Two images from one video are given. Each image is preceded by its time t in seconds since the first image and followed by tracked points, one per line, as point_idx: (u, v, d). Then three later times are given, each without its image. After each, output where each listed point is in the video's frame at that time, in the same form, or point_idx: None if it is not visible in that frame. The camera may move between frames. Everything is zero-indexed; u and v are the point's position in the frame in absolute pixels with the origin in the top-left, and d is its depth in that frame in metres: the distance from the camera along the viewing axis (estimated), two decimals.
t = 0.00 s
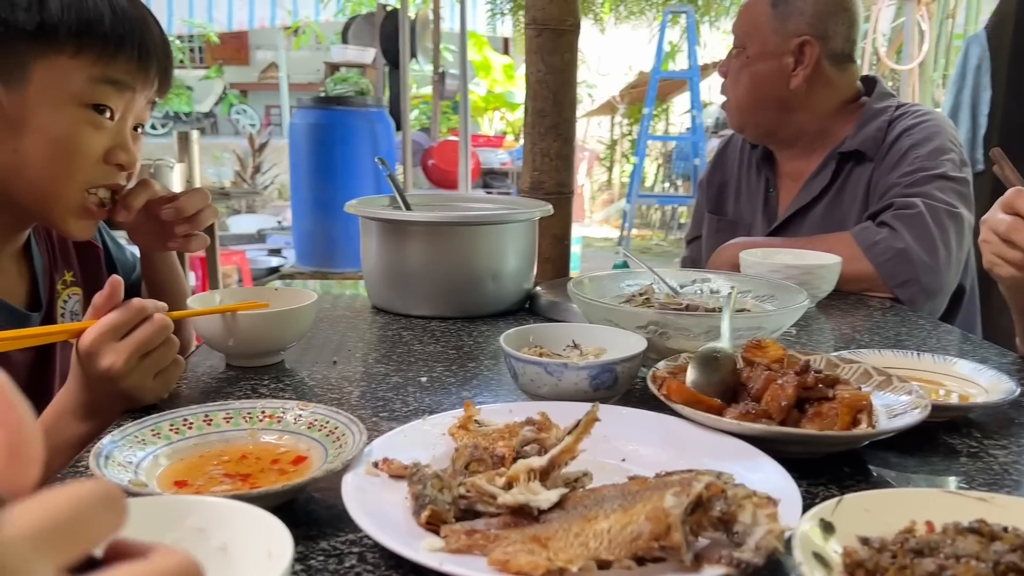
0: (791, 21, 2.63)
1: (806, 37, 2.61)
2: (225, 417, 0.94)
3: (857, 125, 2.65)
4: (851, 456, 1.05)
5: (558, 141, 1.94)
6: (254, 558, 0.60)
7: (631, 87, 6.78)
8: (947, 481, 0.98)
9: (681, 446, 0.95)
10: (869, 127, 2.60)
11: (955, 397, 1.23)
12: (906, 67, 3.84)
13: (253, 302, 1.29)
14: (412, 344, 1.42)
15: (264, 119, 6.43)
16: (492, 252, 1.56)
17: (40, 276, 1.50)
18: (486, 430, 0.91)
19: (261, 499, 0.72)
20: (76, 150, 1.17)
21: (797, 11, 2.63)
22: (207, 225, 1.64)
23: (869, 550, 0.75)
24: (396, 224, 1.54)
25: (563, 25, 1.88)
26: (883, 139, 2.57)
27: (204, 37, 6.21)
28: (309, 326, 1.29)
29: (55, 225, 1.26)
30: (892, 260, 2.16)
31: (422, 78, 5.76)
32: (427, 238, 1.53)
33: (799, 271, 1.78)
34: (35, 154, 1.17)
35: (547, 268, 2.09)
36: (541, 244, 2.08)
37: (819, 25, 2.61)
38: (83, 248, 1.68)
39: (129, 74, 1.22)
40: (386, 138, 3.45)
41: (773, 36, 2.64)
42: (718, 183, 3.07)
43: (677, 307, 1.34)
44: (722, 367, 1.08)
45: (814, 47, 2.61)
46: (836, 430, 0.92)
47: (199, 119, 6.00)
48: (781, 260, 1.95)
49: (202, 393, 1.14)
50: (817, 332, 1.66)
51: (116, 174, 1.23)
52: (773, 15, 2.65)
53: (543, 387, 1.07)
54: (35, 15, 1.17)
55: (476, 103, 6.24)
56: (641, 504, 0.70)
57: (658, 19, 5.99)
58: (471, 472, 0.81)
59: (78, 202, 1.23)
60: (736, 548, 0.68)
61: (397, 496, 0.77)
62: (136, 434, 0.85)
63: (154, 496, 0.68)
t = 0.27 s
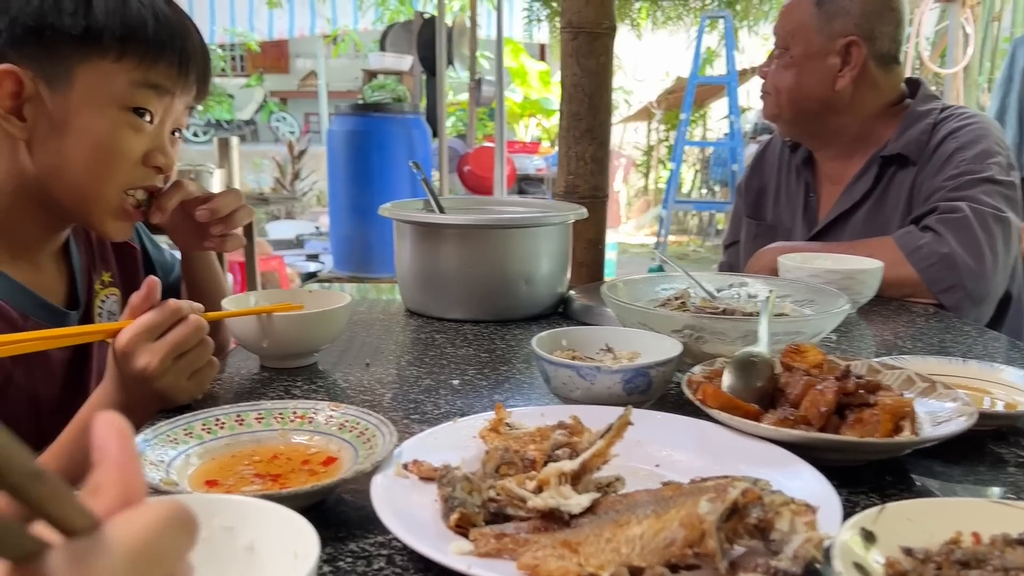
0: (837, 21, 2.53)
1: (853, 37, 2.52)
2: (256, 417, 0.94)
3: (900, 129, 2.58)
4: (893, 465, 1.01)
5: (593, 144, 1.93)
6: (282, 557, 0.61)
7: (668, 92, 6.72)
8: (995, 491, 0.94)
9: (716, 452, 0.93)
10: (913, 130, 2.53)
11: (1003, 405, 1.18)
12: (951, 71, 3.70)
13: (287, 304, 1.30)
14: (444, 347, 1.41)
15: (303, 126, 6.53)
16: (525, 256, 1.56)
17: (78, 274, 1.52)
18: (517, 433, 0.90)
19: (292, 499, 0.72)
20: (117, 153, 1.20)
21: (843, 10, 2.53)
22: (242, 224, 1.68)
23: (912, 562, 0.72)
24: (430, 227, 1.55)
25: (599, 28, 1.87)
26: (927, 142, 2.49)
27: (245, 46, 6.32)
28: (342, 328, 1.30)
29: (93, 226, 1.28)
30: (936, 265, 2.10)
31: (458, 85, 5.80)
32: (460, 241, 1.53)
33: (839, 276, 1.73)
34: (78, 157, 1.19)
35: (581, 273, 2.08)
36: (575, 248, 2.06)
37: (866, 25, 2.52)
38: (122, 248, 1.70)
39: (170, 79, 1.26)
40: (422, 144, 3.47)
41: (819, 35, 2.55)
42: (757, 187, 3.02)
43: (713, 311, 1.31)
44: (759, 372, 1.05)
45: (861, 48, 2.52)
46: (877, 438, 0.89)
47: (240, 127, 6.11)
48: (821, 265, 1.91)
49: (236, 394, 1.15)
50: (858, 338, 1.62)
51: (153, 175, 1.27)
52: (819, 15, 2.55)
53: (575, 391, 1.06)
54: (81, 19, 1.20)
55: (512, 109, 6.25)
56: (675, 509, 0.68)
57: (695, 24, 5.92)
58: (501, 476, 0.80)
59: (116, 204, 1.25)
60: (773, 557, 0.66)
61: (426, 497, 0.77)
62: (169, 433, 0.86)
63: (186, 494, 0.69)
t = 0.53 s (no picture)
0: (880, 26, 2.49)
1: (894, 43, 2.48)
2: (288, 424, 0.95)
3: (938, 138, 2.53)
4: (930, 480, 0.99)
5: (623, 152, 1.92)
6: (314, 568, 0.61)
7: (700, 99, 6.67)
8: None
9: (748, 465, 0.92)
10: (951, 139, 2.48)
11: None
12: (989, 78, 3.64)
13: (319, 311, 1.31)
14: (473, 356, 1.42)
15: (335, 133, 6.61)
16: (554, 264, 1.56)
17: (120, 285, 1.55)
18: (546, 443, 0.90)
19: (323, 507, 0.73)
20: (147, 156, 1.23)
21: (886, 15, 2.49)
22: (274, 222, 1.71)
23: None
24: (460, 235, 1.55)
25: (630, 37, 1.86)
26: (966, 153, 2.44)
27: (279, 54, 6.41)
28: (373, 335, 1.31)
29: (127, 229, 1.31)
30: (974, 276, 2.05)
31: (488, 92, 5.82)
32: (490, 249, 1.54)
33: (873, 287, 1.71)
34: (108, 161, 1.22)
35: (611, 281, 2.07)
36: (604, 256, 2.05)
37: (910, 31, 2.48)
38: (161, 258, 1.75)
39: (196, 82, 1.29)
40: (452, 152, 3.49)
41: (860, 41, 2.51)
42: (790, 196, 2.98)
43: (745, 321, 1.30)
44: (792, 385, 1.04)
45: (903, 55, 2.48)
46: (912, 453, 0.87)
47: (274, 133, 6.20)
48: (855, 275, 1.88)
49: (268, 400, 1.16)
50: (892, 350, 1.59)
51: (183, 177, 1.29)
52: (861, 20, 2.50)
53: (605, 402, 1.06)
54: (105, 27, 1.24)
55: (542, 116, 6.25)
56: (706, 524, 0.67)
57: (727, 31, 5.87)
58: (530, 487, 0.80)
59: (149, 207, 1.28)
60: None
61: (455, 507, 0.77)
62: (202, 439, 0.87)
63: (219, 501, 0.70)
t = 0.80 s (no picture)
0: (916, 26, 2.44)
1: (931, 43, 2.43)
2: (304, 425, 0.95)
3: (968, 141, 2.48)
4: (960, 491, 0.96)
5: (646, 155, 1.90)
6: (324, 568, 0.61)
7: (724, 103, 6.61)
8: None
9: (771, 473, 0.90)
10: (983, 143, 2.43)
11: None
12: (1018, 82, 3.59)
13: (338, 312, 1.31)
14: (492, 358, 1.41)
15: (358, 137, 6.64)
16: (575, 267, 1.54)
17: (143, 288, 1.56)
18: (565, 448, 0.88)
19: (337, 508, 0.72)
20: (174, 153, 1.25)
21: (923, 15, 2.43)
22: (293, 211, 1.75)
23: None
24: (481, 236, 1.54)
25: (654, 38, 1.85)
26: (998, 156, 2.38)
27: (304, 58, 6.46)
28: (392, 336, 1.30)
29: (155, 227, 1.32)
30: (1005, 283, 2.00)
31: (511, 96, 5.82)
32: (511, 251, 1.53)
33: (900, 292, 1.67)
34: (137, 159, 1.23)
35: (632, 285, 2.05)
36: (626, 259, 2.04)
37: (946, 32, 2.43)
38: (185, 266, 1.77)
39: (218, 77, 1.31)
40: (474, 155, 3.49)
41: (896, 40, 2.45)
42: (815, 200, 2.94)
43: (769, 326, 1.28)
44: (816, 391, 1.02)
45: (941, 56, 2.43)
46: (942, 462, 0.85)
47: (298, 136, 6.25)
48: (881, 280, 1.84)
49: (286, 401, 1.16)
50: (920, 357, 1.55)
51: (208, 173, 1.32)
52: (897, 19, 2.45)
53: (625, 407, 1.04)
54: (130, 26, 1.24)
55: (564, 120, 6.23)
56: (728, 533, 0.65)
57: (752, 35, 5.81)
58: (548, 492, 0.79)
59: (177, 204, 1.30)
60: None
61: (471, 511, 0.76)
62: (218, 439, 0.87)
63: (233, 502, 0.69)
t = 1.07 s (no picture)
0: (945, 27, 2.41)
1: (960, 44, 2.40)
2: (316, 422, 0.95)
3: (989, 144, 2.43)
4: (978, 497, 0.95)
5: (662, 156, 1.89)
6: (332, 564, 0.61)
7: (742, 105, 6.58)
8: None
9: (784, 476, 0.89)
10: (1005, 144, 2.38)
11: None
12: None
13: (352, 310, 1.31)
14: (504, 358, 1.40)
15: (375, 137, 6.67)
16: (589, 267, 1.54)
17: (159, 284, 1.57)
18: (576, 448, 0.88)
19: (347, 506, 0.72)
20: (204, 153, 1.27)
21: (952, 16, 2.40)
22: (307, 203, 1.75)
23: None
24: (496, 236, 1.54)
25: (671, 38, 1.84)
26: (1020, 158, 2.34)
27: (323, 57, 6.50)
28: (405, 334, 1.30)
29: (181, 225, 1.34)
30: None
31: (527, 97, 5.82)
32: (526, 251, 1.53)
33: (919, 295, 1.65)
34: (168, 159, 1.25)
35: (647, 286, 2.04)
36: (640, 260, 2.03)
37: (975, 33, 2.40)
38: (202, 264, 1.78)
39: (247, 78, 1.33)
40: (491, 155, 3.49)
41: (924, 42, 2.42)
42: (833, 202, 2.92)
43: (785, 327, 1.26)
44: (832, 394, 1.00)
45: (970, 59, 2.40)
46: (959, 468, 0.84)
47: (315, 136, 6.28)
48: (899, 283, 1.82)
49: (299, 398, 1.17)
50: (938, 361, 1.53)
51: (234, 171, 1.34)
52: (926, 20, 2.42)
53: (638, 408, 1.03)
54: (167, 28, 1.25)
55: (581, 121, 6.22)
56: (740, 535, 0.64)
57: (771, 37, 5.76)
58: (558, 492, 0.78)
59: (205, 203, 1.32)
60: None
61: (481, 510, 0.75)
62: (230, 435, 0.87)
63: (243, 498, 0.69)
